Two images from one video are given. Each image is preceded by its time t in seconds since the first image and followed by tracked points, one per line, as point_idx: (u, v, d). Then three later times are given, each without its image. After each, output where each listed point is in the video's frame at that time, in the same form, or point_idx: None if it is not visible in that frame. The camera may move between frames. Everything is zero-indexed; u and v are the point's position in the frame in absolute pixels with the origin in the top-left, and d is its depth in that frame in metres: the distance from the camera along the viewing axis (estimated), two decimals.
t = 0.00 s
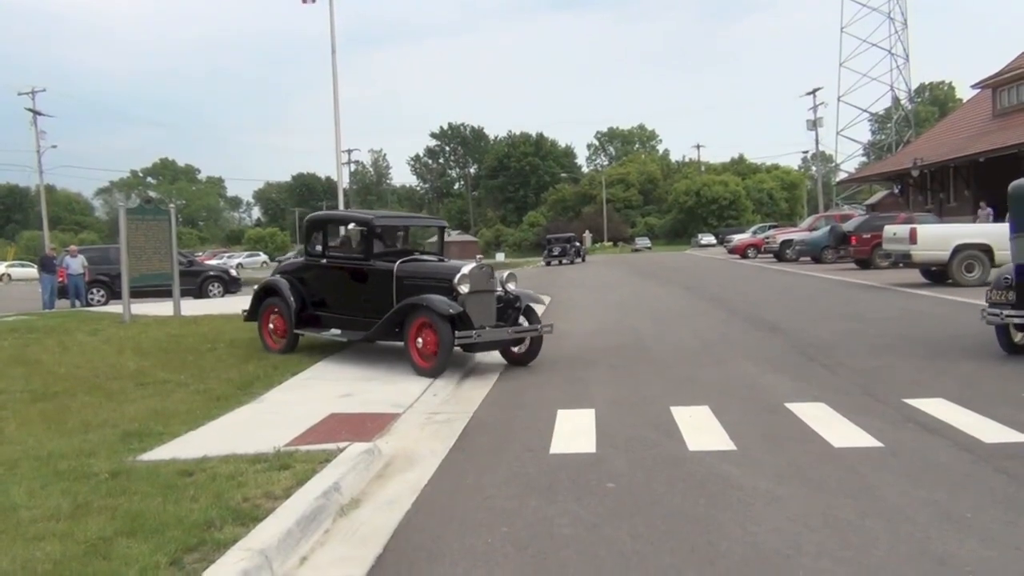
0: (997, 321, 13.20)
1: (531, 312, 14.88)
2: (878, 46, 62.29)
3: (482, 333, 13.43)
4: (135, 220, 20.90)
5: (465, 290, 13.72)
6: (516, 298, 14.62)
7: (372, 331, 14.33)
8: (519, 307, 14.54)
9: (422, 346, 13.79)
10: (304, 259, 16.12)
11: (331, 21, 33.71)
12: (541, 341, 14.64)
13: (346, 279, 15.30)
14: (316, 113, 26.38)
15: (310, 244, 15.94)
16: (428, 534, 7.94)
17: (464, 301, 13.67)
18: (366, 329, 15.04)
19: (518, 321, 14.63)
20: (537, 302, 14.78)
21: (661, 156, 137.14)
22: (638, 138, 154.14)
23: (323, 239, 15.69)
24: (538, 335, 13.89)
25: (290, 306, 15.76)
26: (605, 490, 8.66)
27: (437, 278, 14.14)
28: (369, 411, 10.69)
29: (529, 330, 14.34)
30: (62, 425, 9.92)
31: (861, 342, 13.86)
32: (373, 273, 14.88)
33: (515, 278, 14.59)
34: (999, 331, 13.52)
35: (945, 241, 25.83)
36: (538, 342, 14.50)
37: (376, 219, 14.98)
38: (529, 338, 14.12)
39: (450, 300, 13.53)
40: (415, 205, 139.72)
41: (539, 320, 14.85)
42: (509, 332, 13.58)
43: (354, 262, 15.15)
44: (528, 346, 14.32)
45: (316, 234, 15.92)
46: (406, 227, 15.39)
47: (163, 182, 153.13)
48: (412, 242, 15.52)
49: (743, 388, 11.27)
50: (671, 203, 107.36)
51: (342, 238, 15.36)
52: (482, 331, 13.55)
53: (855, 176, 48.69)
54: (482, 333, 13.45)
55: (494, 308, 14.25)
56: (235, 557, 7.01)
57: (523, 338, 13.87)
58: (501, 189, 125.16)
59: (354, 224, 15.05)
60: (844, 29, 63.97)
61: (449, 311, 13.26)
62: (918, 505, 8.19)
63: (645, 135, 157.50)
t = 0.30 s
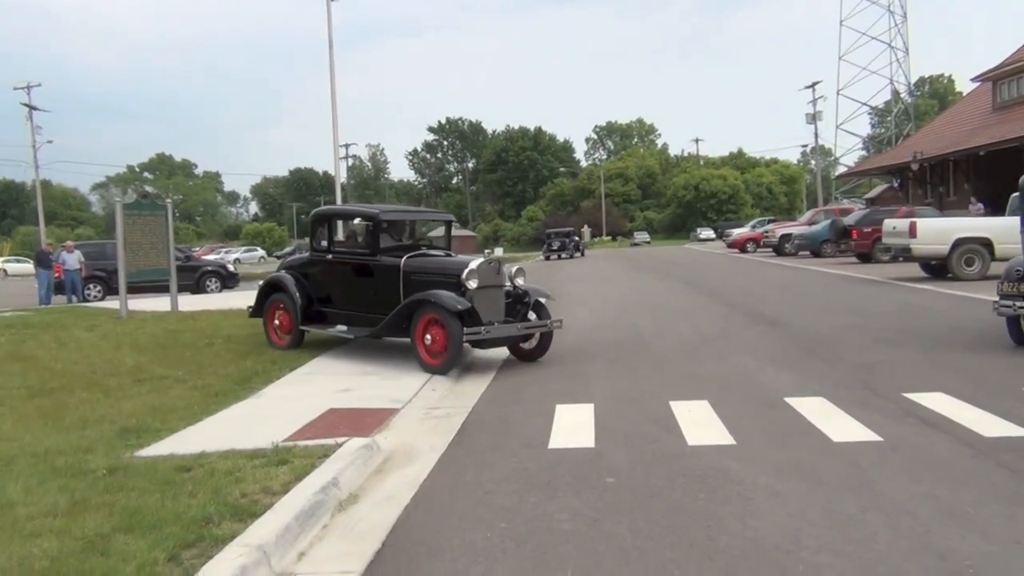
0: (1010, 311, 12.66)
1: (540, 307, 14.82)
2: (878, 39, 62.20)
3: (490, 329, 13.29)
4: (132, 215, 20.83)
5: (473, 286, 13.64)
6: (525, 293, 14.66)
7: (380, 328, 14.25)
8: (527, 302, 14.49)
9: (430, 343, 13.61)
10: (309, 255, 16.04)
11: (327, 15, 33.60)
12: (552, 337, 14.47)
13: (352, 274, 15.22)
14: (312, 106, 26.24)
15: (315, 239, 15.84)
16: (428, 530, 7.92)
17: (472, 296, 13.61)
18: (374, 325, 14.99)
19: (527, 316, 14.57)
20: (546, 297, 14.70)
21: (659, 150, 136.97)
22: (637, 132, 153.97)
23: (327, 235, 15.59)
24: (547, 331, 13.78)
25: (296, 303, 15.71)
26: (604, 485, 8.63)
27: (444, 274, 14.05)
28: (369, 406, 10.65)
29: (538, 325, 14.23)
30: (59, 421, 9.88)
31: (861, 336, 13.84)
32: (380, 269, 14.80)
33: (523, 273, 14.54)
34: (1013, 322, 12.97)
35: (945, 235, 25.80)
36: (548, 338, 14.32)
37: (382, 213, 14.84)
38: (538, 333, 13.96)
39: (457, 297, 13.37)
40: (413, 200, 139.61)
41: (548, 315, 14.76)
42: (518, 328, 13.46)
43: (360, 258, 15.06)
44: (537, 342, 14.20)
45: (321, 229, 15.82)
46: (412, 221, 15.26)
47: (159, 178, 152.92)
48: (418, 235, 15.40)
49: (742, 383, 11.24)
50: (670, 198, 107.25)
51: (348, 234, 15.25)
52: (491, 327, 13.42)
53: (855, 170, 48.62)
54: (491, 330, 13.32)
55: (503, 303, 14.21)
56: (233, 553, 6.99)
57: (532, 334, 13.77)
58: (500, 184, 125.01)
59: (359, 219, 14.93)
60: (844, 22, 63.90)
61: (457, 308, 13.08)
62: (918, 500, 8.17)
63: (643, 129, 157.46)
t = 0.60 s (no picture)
0: None
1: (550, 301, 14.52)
2: (884, 27, 61.77)
3: (498, 325, 12.86)
4: (118, 207, 20.52)
5: (480, 279, 13.33)
6: (534, 287, 14.44)
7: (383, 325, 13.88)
8: (536, 297, 14.22)
9: (437, 338, 13.14)
10: (309, 248, 15.65)
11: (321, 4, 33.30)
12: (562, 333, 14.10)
13: (355, 268, 14.86)
14: (306, 98, 25.86)
15: (316, 232, 15.47)
16: (423, 529, 7.70)
17: (480, 290, 13.31)
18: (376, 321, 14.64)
19: (537, 310, 14.30)
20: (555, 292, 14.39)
21: (659, 138, 136.39)
22: (638, 121, 153.32)
23: (329, 227, 15.22)
24: (556, 326, 13.45)
25: (298, 298, 15.33)
26: (605, 484, 8.41)
27: (451, 268, 13.69)
28: (365, 403, 10.41)
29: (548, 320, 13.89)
30: (45, 420, 9.65)
31: (868, 330, 13.59)
32: (383, 263, 14.43)
33: (532, 267, 14.27)
34: None
35: (953, 226, 25.53)
36: (558, 334, 13.94)
37: (386, 205, 14.50)
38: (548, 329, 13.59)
39: (464, 292, 12.96)
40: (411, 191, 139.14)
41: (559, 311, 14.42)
42: (527, 323, 13.09)
43: (364, 251, 14.69)
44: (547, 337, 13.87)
45: (323, 221, 15.45)
46: (416, 214, 14.90)
47: (151, 169, 152.30)
48: (423, 228, 15.02)
49: (745, 378, 11.01)
50: (671, 188, 106.82)
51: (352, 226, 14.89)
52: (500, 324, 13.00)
53: (861, 160, 48.23)
54: (500, 326, 12.90)
55: (512, 298, 13.93)
56: (224, 553, 6.77)
57: (541, 329, 13.45)
58: (498, 175, 124.54)
59: (363, 211, 14.57)
60: (849, 10, 63.51)
61: (464, 304, 12.65)
62: (925, 497, 7.96)
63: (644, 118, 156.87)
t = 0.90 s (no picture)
0: None
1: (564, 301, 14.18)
2: (889, 18, 61.35)
3: (509, 326, 12.45)
4: (107, 202, 20.23)
5: (491, 279, 13.04)
6: (546, 286, 14.12)
7: (389, 325, 13.49)
8: (549, 296, 13.89)
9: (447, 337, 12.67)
10: (312, 245, 15.26)
11: None
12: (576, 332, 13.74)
13: (360, 266, 14.47)
14: (302, 90, 25.50)
15: (319, 227, 15.04)
16: (420, 532, 7.49)
17: (490, 290, 13.02)
18: (382, 321, 14.28)
19: (548, 310, 13.97)
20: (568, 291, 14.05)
21: (660, 130, 135.89)
22: (639, 114, 152.69)
23: (332, 223, 14.83)
24: (569, 326, 13.10)
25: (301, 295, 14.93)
26: (606, 485, 8.20)
27: (460, 266, 13.35)
28: (361, 403, 10.19)
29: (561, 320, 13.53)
30: (32, 420, 9.44)
31: (875, 328, 13.38)
32: (390, 261, 14.05)
33: (544, 265, 13.94)
34: None
35: (962, 221, 25.32)
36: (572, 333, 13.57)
37: (393, 201, 14.10)
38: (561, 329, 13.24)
39: (475, 292, 12.56)
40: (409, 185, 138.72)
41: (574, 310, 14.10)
42: (540, 325, 12.70)
43: (369, 248, 14.30)
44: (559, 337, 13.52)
45: (326, 216, 15.02)
46: (424, 209, 14.50)
47: (141, 163, 151.64)
48: (431, 224, 14.64)
49: (749, 377, 10.79)
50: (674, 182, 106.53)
51: (356, 222, 14.48)
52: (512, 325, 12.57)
53: (867, 153, 47.86)
54: (512, 326, 12.47)
55: (523, 297, 13.64)
56: (216, 557, 6.56)
57: (553, 330, 13.09)
58: (497, 168, 124.11)
59: (368, 207, 14.19)
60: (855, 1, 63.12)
61: (475, 304, 12.23)
62: (935, 499, 7.75)
63: (646, 110, 156.27)
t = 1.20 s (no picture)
0: None
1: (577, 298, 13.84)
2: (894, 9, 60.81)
3: (521, 325, 12.12)
4: (91, 196, 19.87)
5: (502, 275, 12.75)
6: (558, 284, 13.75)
7: (396, 324, 13.05)
8: (561, 292, 13.55)
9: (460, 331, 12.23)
10: (314, 241, 14.78)
11: None
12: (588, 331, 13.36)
13: (364, 262, 14.06)
14: (294, 83, 25.10)
15: (321, 223, 14.61)
16: (415, 535, 7.26)
17: (501, 286, 12.72)
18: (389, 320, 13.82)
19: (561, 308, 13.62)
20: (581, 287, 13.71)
21: (659, 122, 135.24)
22: (639, 105, 151.80)
23: (335, 219, 14.41)
24: (582, 324, 12.78)
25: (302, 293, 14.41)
26: (604, 487, 7.98)
27: (470, 263, 13.00)
28: (355, 404, 9.93)
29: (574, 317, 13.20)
30: (14, 421, 9.19)
31: (879, 325, 13.15)
32: (395, 257, 13.67)
33: (557, 261, 13.60)
34: None
35: (968, 216, 25.03)
36: (585, 332, 13.18)
37: (399, 194, 13.76)
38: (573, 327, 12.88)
39: (486, 289, 12.22)
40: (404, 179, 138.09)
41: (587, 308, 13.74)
42: (553, 323, 12.36)
43: (373, 244, 13.93)
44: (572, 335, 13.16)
45: (327, 212, 14.61)
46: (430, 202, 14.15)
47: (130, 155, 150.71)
48: (437, 219, 14.28)
49: (752, 376, 10.56)
50: (676, 176, 106.08)
51: (360, 217, 14.11)
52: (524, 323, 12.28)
53: (873, 146, 47.44)
54: (524, 325, 12.17)
55: (534, 294, 13.32)
56: (205, 561, 6.33)
57: (566, 327, 12.76)
58: (493, 162, 123.49)
59: (373, 201, 13.85)
60: None
61: (486, 302, 11.93)
62: (942, 500, 7.54)
63: (646, 102, 155.49)
